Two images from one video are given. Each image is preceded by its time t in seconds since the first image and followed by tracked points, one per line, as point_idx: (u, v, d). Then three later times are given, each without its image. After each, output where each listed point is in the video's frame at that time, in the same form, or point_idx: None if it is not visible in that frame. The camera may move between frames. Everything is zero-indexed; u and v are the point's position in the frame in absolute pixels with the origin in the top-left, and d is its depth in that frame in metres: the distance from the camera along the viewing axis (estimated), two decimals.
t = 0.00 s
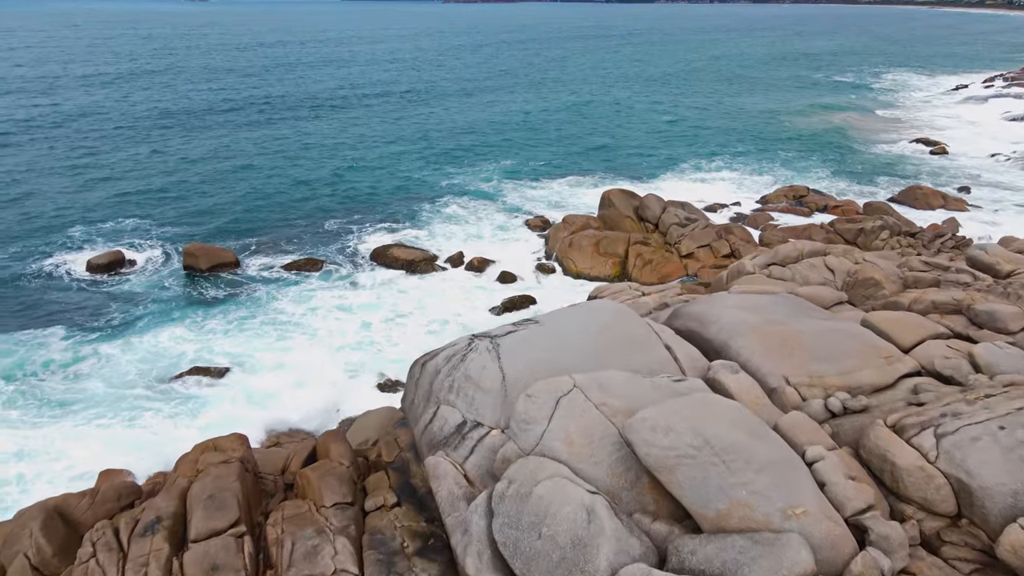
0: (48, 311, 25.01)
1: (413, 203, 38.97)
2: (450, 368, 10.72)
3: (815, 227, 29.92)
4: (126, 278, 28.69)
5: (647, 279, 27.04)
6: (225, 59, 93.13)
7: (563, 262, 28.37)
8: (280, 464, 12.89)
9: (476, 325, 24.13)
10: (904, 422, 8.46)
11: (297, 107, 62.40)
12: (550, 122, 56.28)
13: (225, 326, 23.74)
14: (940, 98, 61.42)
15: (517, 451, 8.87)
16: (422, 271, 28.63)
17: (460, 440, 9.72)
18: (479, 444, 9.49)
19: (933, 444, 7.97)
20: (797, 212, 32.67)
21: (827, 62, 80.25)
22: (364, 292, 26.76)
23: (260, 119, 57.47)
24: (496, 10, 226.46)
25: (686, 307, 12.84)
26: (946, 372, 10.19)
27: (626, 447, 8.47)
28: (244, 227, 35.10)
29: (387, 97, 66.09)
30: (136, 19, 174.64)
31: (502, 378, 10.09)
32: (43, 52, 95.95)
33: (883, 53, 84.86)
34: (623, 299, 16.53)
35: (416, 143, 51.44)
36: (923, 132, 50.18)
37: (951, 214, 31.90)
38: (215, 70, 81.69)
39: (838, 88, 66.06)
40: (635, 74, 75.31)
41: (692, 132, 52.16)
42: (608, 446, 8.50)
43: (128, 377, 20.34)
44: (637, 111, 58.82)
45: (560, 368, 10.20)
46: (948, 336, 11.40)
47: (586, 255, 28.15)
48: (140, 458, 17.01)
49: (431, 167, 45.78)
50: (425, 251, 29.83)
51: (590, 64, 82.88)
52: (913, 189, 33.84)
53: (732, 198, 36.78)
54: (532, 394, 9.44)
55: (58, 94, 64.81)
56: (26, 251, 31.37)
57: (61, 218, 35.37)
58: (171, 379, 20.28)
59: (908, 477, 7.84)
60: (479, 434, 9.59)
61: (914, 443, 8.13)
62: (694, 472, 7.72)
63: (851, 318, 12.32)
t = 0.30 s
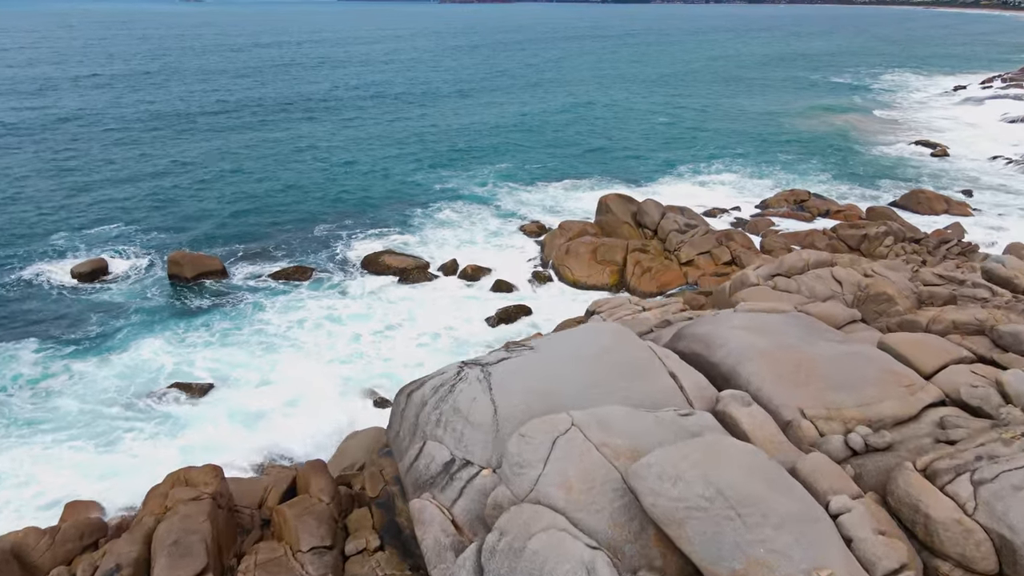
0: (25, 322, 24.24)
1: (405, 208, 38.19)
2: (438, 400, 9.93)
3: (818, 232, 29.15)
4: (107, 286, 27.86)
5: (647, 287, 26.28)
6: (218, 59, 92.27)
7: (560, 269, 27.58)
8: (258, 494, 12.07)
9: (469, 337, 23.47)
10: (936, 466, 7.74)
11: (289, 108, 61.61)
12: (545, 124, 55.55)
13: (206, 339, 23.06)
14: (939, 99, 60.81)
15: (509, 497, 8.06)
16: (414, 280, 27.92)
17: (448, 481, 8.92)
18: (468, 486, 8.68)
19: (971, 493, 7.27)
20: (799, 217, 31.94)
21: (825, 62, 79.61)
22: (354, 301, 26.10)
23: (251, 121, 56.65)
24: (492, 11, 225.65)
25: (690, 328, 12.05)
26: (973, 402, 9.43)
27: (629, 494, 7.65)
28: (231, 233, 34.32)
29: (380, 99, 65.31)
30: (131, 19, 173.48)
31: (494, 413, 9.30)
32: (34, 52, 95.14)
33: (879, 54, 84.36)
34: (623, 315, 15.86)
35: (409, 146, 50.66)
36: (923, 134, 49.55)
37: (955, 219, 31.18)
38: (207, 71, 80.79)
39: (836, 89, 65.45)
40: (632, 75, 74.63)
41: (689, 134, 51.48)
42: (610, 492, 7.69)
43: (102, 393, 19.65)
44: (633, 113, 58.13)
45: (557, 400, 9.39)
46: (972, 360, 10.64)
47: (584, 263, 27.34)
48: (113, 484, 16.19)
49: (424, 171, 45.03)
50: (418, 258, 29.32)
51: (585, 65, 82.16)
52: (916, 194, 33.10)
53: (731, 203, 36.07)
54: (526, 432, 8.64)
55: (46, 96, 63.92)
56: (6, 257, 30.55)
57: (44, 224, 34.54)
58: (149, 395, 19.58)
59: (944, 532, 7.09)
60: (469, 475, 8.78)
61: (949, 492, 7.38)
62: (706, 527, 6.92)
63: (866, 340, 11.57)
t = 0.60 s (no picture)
0: None
1: (394, 213, 37.40)
2: (420, 437, 9.12)
3: (816, 237, 28.48)
4: (82, 295, 26.94)
5: (642, 296, 25.56)
6: (206, 60, 91.17)
7: (552, 277, 26.81)
8: (228, 533, 11.49)
9: (458, 351, 22.83)
10: (970, 517, 7.09)
11: (277, 110, 60.71)
12: (536, 126, 54.85)
13: (182, 354, 22.39)
14: (933, 99, 60.40)
15: (497, 552, 7.22)
16: (403, 289, 27.18)
17: (430, 530, 8.07)
18: (452, 537, 7.84)
19: (1012, 551, 6.62)
20: (796, 222, 31.27)
21: (818, 63, 79.22)
22: (339, 311, 25.54)
23: (238, 124, 55.75)
24: (484, 11, 225.08)
25: (691, 351, 11.28)
26: (1000, 436, 8.70)
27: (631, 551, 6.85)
28: (215, 240, 33.45)
29: (369, 101, 64.46)
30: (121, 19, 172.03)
31: (481, 453, 8.49)
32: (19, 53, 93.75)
33: (872, 54, 84.04)
34: (619, 331, 15.17)
35: (399, 149, 49.82)
36: (918, 135, 49.07)
37: (955, 223, 30.55)
38: (194, 73, 79.71)
39: (830, 90, 65.00)
40: (624, 76, 74.05)
41: (682, 136, 50.85)
42: (610, 550, 6.87)
43: (69, 413, 18.98)
44: (626, 115, 57.50)
45: (549, 437, 8.62)
46: (994, 386, 9.92)
47: (577, 271, 26.56)
48: (79, 512, 15.58)
49: (413, 175, 44.23)
50: (407, 266, 28.66)
51: (578, 67, 81.48)
52: (915, 197, 32.48)
53: (726, 207, 35.45)
54: (515, 477, 7.84)
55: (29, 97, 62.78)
56: None
57: (21, 230, 33.59)
58: (120, 415, 18.87)
59: None
60: (453, 524, 7.94)
61: (987, 550, 6.73)
62: None
63: (879, 362, 10.84)
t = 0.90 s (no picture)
0: None
1: (378, 219, 36.65)
2: (394, 483, 8.29)
3: (809, 242, 27.93)
4: (50, 306, 26.10)
5: (633, 305, 24.86)
6: (189, 61, 89.86)
7: (541, 285, 26.06)
8: None
9: (442, 366, 22.11)
10: None
11: (260, 113, 59.69)
12: (524, 129, 54.22)
13: (152, 371, 21.51)
14: (922, 100, 60.30)
15: None
16: (387, 298, 26.55)
17: None
18: None
19: None
20: (788, 226, 30.69)
21: (806, 64, 79.10)
22: (318, 322, 24.80)
23: (219, 127, 54.70)
24: (472, 11, 224.56)
25: (689, 377, 10.57)
26: None
27: None
28: (193, 248, 32.49)
29: (354, 103, 63.57)
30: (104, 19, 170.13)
31: (462, 500, 7.73)
32: None
33: (859, 55, 84.03)
34: (611, 350, 14.48)
35: (384, 153, 48.98)
36: (907, 137, 48.84)
37: (949, 227, 30.11)
38: (176, 74, 78.40)
39: (818, 90, 64.83)
40: (612, 78, 73.59)
41: (671, 138, 50.35)
42: None
43: (29, 436, 18.04)
44: (614, 117, 56.97)
45: (539, 482, 7.88)
46: (1014, 413, 9.26)
47: (566, 279, 25.85)
48: (33, 546, 14.65)
49: (399, 180, 43.45)
50: (391, 275, 27.96)
51: (566, 68, 80.90)
52: (907, 200, 32.00)
53: (716, 211, 34.96)
54: (500, 531, 7.08)
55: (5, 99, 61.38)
56: None
57: None
58: (82, 438, 17.94)
59: None
60: None
61: None
62: None
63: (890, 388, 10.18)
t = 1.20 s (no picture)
0: None
1: (363, 225, 35.85)
2: (365, 539, 7.90)
3: (802, 247, 27.35)
4: (17, 316, 25.38)
5: (624, 314, 24.18)
6: (171, 62, 88.39)
7: (529, 294, 25.33)
8: None
9: (427, 381, 21.40)
10: None
11: (243, 115, 58.62)
12: (511, 131, 53.50)
13: (122, 387, 20.61)
14: (910, 100, 60.11)
15: None
16: (370, 308, 25.84)
17: None
18: None
19: None
20: (780, 231, 30.12)
21: (794, 64, 78.91)
22: (298, 335, 24.00)
23: (200, 129, 53.61)
24: (459, 11, 223.77)
25: (689, 404, 9.93)
26: None
27: None
28: (170, 255, 31.52)
29: (339, 106, 62.60)
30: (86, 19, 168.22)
31: (439, 557, 7.51)
32: None
33: (847, 55, 83.89)
34: (604, 369, 13.77)
35: (368, 156, 48.08)
36: (897, 137, 48.55)
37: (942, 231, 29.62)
38: (157, 75, 76.99)
39: (806, 91, 64.58)
40: (600, 79, 73.03)
41: (660, 139, 49.82)
42: None
43: None
44: (603, 118, 56.37)
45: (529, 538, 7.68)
46: None
47: (555, 287, 25.11)
48: None
49: (383, 185, 42.60)
50: (374, 283, 27.21)
51: (553, 69, 80.24)
52: (901, 203, 31.45)
53: (707, 215, 34.45)
54: None
55: None
56: None
57: None
58: (43, 464, 17.04)
59: None
60: None
61: None
62: None
63: (902, 417, 9.62)
